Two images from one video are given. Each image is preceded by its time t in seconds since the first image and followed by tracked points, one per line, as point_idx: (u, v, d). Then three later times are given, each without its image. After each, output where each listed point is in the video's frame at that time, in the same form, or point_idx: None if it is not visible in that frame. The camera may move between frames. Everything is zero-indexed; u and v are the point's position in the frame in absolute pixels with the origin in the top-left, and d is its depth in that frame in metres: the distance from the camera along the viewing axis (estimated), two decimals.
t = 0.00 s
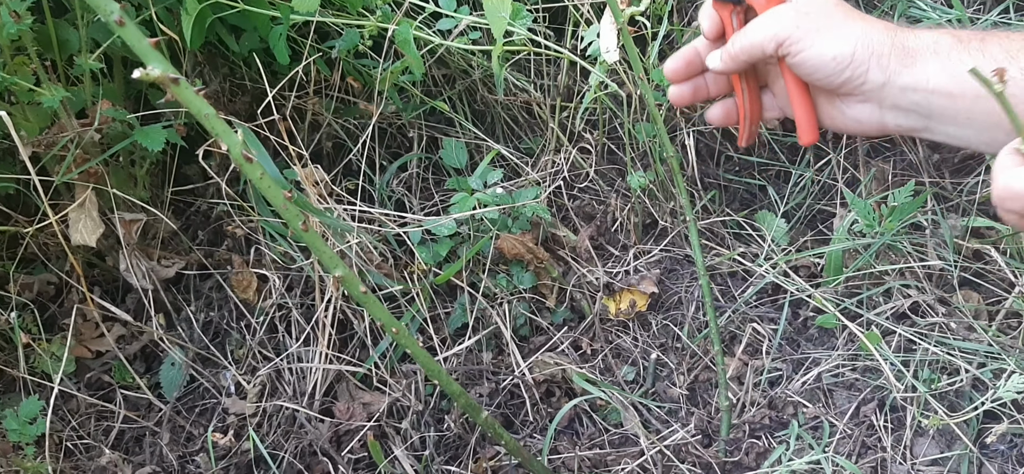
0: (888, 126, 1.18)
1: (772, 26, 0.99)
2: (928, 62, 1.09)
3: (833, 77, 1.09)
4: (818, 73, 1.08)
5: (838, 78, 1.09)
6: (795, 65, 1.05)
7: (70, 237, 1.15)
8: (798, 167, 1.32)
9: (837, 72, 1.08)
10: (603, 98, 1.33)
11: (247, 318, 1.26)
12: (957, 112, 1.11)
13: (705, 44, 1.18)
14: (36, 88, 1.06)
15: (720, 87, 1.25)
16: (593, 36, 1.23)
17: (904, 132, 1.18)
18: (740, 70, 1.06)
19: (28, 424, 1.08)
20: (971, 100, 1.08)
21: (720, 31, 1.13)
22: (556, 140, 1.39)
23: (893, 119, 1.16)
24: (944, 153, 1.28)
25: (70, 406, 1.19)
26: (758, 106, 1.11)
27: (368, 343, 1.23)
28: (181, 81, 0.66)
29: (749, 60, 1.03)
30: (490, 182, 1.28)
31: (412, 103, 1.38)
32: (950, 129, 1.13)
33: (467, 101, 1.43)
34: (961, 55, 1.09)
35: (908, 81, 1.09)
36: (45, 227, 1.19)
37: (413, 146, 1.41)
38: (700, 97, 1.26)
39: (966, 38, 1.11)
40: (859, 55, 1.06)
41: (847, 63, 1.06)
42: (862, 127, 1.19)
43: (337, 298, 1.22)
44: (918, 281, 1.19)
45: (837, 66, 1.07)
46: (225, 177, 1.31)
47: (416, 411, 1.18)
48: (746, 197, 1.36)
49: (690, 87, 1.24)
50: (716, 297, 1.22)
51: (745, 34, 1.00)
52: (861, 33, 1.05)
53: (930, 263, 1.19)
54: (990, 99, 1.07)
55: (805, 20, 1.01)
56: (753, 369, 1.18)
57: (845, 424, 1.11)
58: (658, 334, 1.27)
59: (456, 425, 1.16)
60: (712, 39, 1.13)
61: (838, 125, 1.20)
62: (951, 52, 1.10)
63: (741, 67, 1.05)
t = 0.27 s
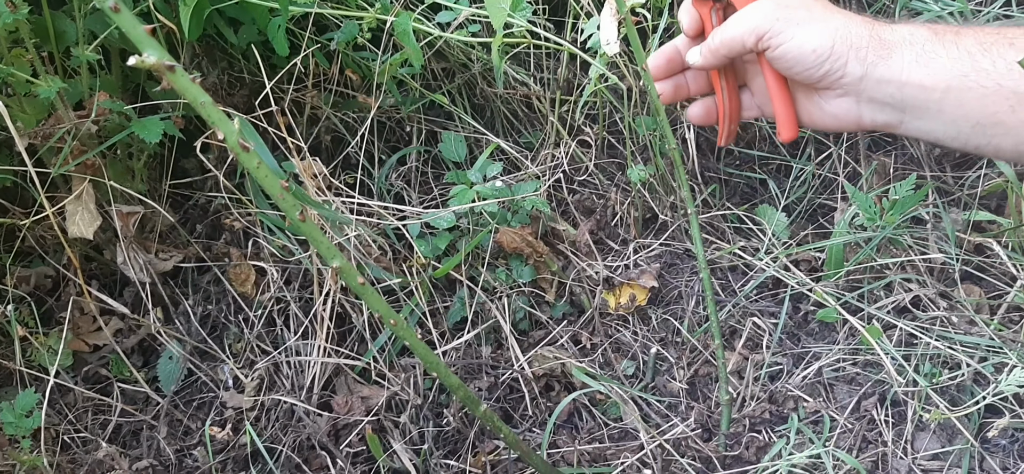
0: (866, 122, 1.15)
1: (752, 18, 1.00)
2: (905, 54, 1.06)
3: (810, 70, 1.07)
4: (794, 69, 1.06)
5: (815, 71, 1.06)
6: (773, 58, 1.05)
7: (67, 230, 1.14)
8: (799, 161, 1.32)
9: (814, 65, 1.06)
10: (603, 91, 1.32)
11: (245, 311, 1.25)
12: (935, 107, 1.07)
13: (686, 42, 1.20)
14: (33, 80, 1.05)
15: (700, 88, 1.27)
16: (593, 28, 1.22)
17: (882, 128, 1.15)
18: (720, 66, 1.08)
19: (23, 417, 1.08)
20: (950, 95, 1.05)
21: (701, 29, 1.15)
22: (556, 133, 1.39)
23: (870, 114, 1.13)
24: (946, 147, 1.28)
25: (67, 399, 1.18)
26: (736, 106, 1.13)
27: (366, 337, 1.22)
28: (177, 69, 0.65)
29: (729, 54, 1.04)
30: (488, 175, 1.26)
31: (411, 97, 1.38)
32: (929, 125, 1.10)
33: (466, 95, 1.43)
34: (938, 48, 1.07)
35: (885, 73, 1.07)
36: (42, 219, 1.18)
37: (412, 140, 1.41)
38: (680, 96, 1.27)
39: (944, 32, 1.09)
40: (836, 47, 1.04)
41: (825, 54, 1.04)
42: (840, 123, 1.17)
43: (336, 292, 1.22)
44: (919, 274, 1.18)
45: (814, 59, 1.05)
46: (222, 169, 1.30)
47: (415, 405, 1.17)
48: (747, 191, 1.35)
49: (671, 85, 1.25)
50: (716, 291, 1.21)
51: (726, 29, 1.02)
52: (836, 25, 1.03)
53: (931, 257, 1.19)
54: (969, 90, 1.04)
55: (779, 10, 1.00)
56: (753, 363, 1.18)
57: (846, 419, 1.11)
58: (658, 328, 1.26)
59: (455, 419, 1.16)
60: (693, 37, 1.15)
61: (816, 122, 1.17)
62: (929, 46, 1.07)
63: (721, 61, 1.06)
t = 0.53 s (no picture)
0: (864, 181, 1.12)
1: (751, 67, 0.97)
2: (907, 108, 1.04)
3: (811, 121, 1.04)
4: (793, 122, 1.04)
5: (818, 122, 1.03)
6: (773, 108, 1.02)
7: (63, 219, 1.13)
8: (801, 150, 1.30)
9: (815, 116, 1.03)
10: (604, 82, 1.31)
11: (243, 303, 1.25)
12: (937, 165, 1.05)
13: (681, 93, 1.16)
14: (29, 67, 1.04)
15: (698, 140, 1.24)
16: (594, 18, 1.20)
17: (880, 187, 1.12)
18: (716, 113, 1.05)
19: (19, 407, 1.06)
20: (953, 151, 1.03)
21: (698, 79, 1.11)
22: (556, 124, 1.38)
23: (869, 172, 1.10)
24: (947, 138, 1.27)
25: (64, 390, 1.17)
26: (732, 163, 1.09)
27: (365, 328, 1.21)
28: (172, 51, 0.64)
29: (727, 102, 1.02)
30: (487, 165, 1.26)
31: (411, 88, 1.37)
32: (928, 184, 1.08)
33: (466, 87, 1.42)
34: (943, 106, 1.04)
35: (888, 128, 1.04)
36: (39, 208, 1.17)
37: (411, 131, 1.40)
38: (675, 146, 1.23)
39: (950, 88, 1.06)
40: (840, 98, 1.01)
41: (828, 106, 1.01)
42: (836, 181, 1.13)
43: (334, 283, 1.21)
44: (920, 267, 1.18)
45: (816, 110, 1.02)
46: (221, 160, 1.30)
47: (413, 396, 1.17)
48: (748, 183, 1.35)
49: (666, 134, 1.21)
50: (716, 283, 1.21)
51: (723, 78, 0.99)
52: (839, 77, 1.01)
53: (933, 247, 1.18)
54: (971, 147, 1.02)
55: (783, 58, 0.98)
56: (754, 355, 1.17)
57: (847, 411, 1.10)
58: (657, 320, 1.25)
59: (453, 411, 1.15)
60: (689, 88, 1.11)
61: (813, 179, 1.13)
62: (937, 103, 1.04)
63: (717, 109, 1.04)
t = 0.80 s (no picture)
0: (878, 156, 1.12)
1: (768, 44, 0.97)
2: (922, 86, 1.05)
3: (826, 99, 1.05)
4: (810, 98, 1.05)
5: (833, 99, 1.04)
6: (788, 86, 1.03)
7: (57, 205, 1.13)
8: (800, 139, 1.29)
9: (830, 94, 1.04)
10: (602, 70, 1.31)
11: (238, 290, 1.24)
12: (950, 141, 1.06)
13: (699, 69, 1.17)
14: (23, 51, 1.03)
15: (714, 113, 1.25)
16: (592, 4, 1.18)
17: (894, 162, 1.12)
18: (733, 90, 1.05)
19: (11, 393, 1.04)
20: (967, 128, 1.04)
21: (714, 56, 1.11)
22: (554, 113, 1.37)
23: (884, 149, 1.11)
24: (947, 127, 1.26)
25: (58, 378, 1.17)
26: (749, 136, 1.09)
27: (361, 316, 1.21)
28: (162, 27, 0.63)
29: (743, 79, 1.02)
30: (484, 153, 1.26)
31: (407, 76, 1.36)
32: (942, 161, 1.08)
33: (464, 75, 1.40)
34: (955, 82, 1.05)
35: (903, 104, 1.05)
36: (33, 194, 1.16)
37: (408, 120, 1.39)
38: (693, 122, 1.25)
39: (964, 65, 1.07)
40: (854, 75, 1.02)
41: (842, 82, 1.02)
42: (851, 157, 1.13)
43: (329, 270, 1.21)
44: (918, 255, 1.18)
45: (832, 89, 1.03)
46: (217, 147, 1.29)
47: (409, 385, 1.16)
48: (746, 173, 1.34)
49: (684, 111, 1.24)
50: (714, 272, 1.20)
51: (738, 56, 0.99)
52: (854, 55, 1.02)
53: (932, 235, 1.17)
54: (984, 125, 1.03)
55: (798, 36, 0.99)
56: (751, 345, 1.16)
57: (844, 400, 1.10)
58: (655, 309, 1.25)
59: (449, 399, 1.15)
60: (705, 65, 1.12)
61: (828, 153, 1.14)
62: (949, 81, 1.05)
63: (734, 86, 1.04)
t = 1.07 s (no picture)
0: (908, 166, 1.08)
1: (786, 67, 0.94)
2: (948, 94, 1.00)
3: (850, 115, 1.00)
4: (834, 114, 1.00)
5: (857, 115, 1.00)
6: (810, 104, 0.99)
7: (54, 196, 1.13)
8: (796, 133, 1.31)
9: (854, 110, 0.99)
10: (598, 62, 1.31)
11: (235, 282, 1.25)
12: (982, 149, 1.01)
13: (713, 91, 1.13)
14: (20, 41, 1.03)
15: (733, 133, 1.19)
16: None
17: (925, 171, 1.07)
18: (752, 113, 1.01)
19: (7, 382, 1.06)
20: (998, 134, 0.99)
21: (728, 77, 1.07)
22: (550, 106, 1.37)
23: (913, 159, 1.06)
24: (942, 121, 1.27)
25: (57, 368, 1.17)
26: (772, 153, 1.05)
27: (357, 308, 1.21)
28: (154, 16, 0.63)
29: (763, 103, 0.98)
30: (480, 145, 1.26)
31: (404, 69, 1.36)
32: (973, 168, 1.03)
33: (462, 69, 1.41)
34: (983, 88, 0.99)
35: (930, 115, 1.00)
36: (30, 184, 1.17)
37: (405, 113, 1.40)
38: (713, 145, 1.20)
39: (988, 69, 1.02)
40: (877, 89, 0.97)
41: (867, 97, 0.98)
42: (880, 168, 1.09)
43: (326, 262, 1.21)
44: (913, 248, 1.18)
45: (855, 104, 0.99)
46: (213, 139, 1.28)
47: (405, 376, 1.16)
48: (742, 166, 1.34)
49: (704, 135, 1.19)
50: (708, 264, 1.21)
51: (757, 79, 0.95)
52: (875, 68, 0.97)
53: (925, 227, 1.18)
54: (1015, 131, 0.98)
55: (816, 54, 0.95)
56: (746, 336, 1.17)
57: (837, 391, 1.11)
58: (650, 302, 1.25)
59: (445, 390, 1.16)
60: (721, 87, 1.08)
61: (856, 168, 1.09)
62: (976, 87, 1.00)
63: (754, 109, 1.00)
